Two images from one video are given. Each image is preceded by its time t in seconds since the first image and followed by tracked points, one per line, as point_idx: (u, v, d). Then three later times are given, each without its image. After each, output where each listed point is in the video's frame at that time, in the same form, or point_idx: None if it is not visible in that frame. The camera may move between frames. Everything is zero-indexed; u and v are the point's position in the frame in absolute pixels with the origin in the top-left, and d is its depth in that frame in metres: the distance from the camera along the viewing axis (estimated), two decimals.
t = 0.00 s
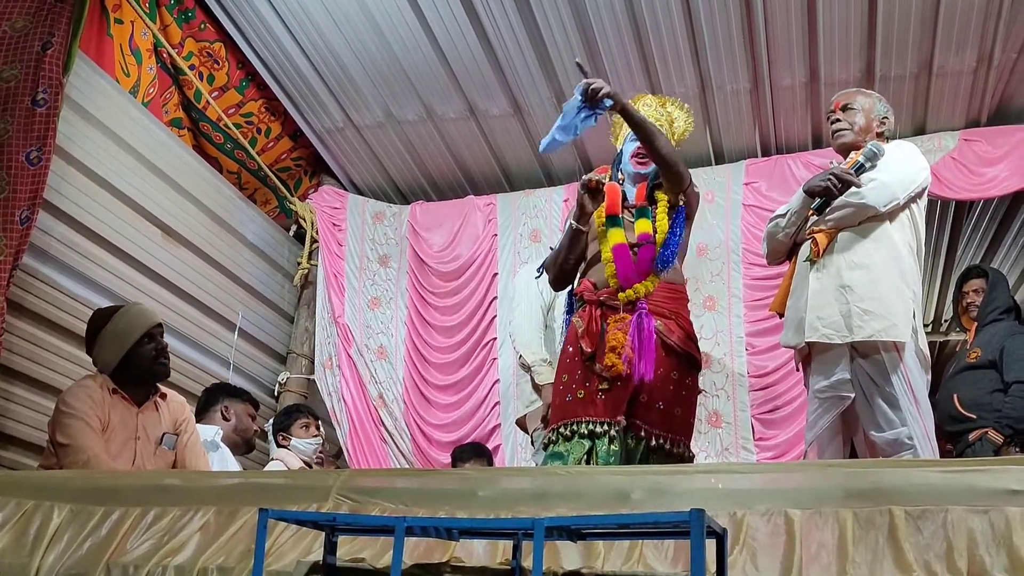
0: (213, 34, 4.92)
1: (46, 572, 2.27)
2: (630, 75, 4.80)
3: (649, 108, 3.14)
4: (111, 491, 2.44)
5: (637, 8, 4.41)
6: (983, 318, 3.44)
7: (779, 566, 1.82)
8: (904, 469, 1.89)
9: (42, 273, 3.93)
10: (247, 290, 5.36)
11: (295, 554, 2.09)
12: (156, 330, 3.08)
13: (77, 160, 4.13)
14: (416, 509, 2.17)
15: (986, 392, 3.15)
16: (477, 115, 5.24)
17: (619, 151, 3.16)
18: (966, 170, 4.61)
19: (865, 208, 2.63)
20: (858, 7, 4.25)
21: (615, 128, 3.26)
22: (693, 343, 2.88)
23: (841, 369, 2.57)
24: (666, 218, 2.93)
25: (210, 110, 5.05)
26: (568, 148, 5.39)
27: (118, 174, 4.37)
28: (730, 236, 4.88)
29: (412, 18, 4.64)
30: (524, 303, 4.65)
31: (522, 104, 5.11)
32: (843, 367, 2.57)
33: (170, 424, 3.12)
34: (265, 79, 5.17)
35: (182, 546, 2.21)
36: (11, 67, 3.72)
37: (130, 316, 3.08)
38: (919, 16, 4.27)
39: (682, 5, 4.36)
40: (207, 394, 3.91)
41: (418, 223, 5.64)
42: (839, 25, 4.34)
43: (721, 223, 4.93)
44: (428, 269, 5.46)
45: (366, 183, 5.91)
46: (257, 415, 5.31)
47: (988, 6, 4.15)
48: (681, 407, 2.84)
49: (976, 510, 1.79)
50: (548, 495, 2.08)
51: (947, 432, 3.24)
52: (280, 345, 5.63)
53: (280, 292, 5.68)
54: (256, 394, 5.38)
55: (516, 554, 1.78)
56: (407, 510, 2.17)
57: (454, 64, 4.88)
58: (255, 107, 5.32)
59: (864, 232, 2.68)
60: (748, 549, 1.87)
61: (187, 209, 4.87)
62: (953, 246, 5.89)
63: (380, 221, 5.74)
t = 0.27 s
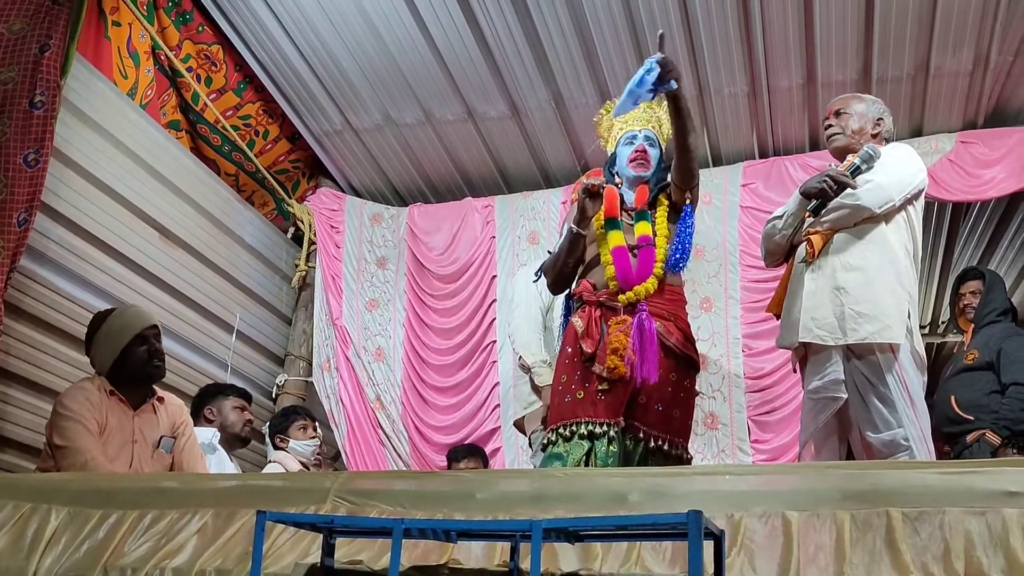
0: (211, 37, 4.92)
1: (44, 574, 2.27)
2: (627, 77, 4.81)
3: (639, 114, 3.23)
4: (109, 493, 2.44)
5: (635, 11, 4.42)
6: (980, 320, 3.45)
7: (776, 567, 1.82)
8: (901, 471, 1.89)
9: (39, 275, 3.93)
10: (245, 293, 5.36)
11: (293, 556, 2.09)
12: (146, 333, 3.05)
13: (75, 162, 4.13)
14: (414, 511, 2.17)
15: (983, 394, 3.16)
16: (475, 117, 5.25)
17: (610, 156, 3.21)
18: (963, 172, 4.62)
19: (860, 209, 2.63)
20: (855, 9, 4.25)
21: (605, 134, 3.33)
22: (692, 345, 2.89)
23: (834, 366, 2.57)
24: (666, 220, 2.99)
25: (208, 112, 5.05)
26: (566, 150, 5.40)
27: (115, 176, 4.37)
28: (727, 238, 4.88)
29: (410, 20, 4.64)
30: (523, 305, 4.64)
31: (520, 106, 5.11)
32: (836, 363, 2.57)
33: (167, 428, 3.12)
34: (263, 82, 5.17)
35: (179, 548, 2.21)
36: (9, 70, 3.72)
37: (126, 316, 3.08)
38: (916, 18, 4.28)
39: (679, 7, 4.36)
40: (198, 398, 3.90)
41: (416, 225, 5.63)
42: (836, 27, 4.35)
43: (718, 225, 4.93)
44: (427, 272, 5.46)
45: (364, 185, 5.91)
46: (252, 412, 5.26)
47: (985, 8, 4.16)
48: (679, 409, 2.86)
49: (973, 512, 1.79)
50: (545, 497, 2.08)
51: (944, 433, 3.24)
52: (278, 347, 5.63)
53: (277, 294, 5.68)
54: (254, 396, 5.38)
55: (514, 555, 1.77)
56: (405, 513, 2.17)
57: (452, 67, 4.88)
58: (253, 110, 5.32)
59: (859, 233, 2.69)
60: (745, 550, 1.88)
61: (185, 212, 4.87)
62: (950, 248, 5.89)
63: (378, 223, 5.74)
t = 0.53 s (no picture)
0: (209, 38, 4.92)
1: None
2: (625, 78, 4.81)
3: (633, 115, 3.27)
4: (107, 495, 2.44)
5: (632, 12, 4.42)
6: (978, 321, 3.45)
7: (774, 568, 1.82)
8: (900, 471, 1.89)
9: (37, 277, 3.93)
10: (243, 294, 5.35)
11: (291, 557, 2.09)
12: (129, 335, 3.05)
13: (73, 164, 4.13)
14: (412, 512, 2.16)
15: (982, 394, 3.16)
16: (473, 119, 5.25)
17: (606, 157, 3.22)
18: (960, 173, 4.62)
19: (860, 211, 2.64)
20: (853, 10, 4.25)
21: (599, 132, 3.32)
22: (691, 346, 2.90)
23: (834, 367, 2.58)
24: (665, 224, 2.99)
25: (206, 114, 5.05)
26: (564, 152, 5.40)
27: (114, 178, 4.37)
28: (725, 238, 4.88)
29: (408, 21, 4.64)
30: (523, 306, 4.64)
31: (518, 107, 5.11)
32: (837, 364, 2.58)
33: (165, 429, 3.08)
34: (262, 83, 5.17)
35: (178, 550, 2.21)
36: (7, 71, 3.72)
37: (115, 320, 3.09)
38: (914, 18, 4.28)
39: (677, 7, 4.36)
40: (190, 398, 3.90)
41: (414, 226, 5.63)
42: (834, 28, 4.35)
43: (717, 226, 4.93)
44: (426, 273, 5.46)
45: (362, 186, 5.91)
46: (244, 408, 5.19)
47: (982, 8, 4.16)
48: (680, 411, 2.86)
49: (972, 512, 1.79)
50: (544, 498, 2.08)
51: (942, 434, 3.24)
52: (277, 349, 5.62)
53: (276, 296, 5.67)
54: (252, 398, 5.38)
55: (512, 557, 1.76)
56: (404, 514, 2.17)
57: (450, 68, 4.88)
58: (251, 111, 5.32)
59: (859, 235, 2.69)
60: (744, 551, 1.87)
61: (183, 213, 4.86)
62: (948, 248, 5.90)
63: (376, 225, 5.73)
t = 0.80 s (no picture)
0: (207, 38, 4.91)
1: None
2: (623, 78, 4.81)
3: (632, 115, 3.27)
4: (106, 496, 2.43)
5: (630, 11, 4.42)
6: (978, 320, 3.45)
7: (773, 567, 1.82)
8: (899, 470, 1.89)
9: (36, 277, 3.92)
10: (242, 295, 5.35)
11: (289, 558, 2.09)
12: (128, 336, 3.05)
13: (71, 164, 4.13)
14: (412, 512, 2.16)
15: (981, 394, 3.16)
16: (472, 119, 5.25)
17: (604, 155, 3.22)
18: (959, 173, 4.62)
19: (862, 212, 2.64)
20: (851, 9, 4.26)
21: (595, 131, 3.30)
22: (689, 347, 2.90)
23: (835, 367, 2.58)
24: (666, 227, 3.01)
25: (204, 114, 5.05)
26: (562, 152, 5.40)
27: (112, 178, 4.37)
28: (723, 238, 4.88)
29: (406, 21, 4.64)
30: (521, 308, 4.68)
31: (516, 108, 5.11)
32: (838, 365, 2.58)
33: (165, 430, 3.08)
34: (260, 84, 5.17)
35: (176, 550, 2.21)
36: (6, 72, 3.72)
37: (111, 321, 3.09)
38: (912, 18, 4.28)
39: (675, 7, 4.36)
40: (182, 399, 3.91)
41: (413, 226, 5.63)
42: (832, 27, 4.36)
43: (715, 227, 4.93)
44: (425, 274, 5.46)
45: (361, 186, 5.91)
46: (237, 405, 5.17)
47: (980, 8, 4.16)
48: (679, 411, 2.86)
49: (970, 511, 1.80)
50: (542, 498, 2.08)
51: (941, 434, 3.25)
52: (276, 350, 5.62)
53: (274, 296, 5.67)
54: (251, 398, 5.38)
55: (511, 558, 1.77)
56: (402, 514, 2.17)
57: (448, 68, 4.88)
58: (249, 112, 5.32)
59: (860, 236, 2.69)
60: (743, 550, 1.88)
61: (181, 214, 4.86)
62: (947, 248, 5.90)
63: (375, 225, 5.73)
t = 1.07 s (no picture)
0: (206, 38, 4.91)
1: None
2: (622, 77, 4.81)
3: (632, 115, 3.27)
4: (104, 495, 2.43)
5: (629, 10, 4.42)
6: (978, 319, 3.44)
7: (773, 566, 1.82)
8: (898, 469, 1.89)
9: (34, 277, 3.92)
10: (241, 294, 5.35)
11: (288, 558, 2.09)
12: (144, 338, 3.05)
13: (70, 164, 4.12)
14: (411, 512, 2.16)
15: (981, 393, 3.16)
16: (471, 118, 5.25)
17: (603, 155, 3.21)
18: (958, 172, 4.62)
19: (862, 212, 2.63)
20: (850, 9, 4.26)
21: (594, 129, 3.29)
22: (687, 347, 2.91)
23: (836, 367, 2.58)
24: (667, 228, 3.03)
25: (203, 114, 5.05)
26: (561, 152, 5.39)
27: (111, 178, 4.36)
28: (722, 237, 4.88)
29: (404, 21, 4.63)
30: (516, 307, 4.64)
31: (515, 107, 5.11)
32: (838, 364, 2.58)
33: (164, 430, 3.09)
34: (259, 84, 5.17)
35: (176, 550, 2.21)
36: (5, 72, 3.72)
37: (121, 320, 3.07)
38: (911, 17, 4.28)
39: (674, 7, 4.36)
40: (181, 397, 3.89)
41: (411, 226, 5.63)
42: (831, 26, 4.36)
43: (714, 226, 4.92)
44: (423, 274, 5.46)
45: (360, 186, 5.90)
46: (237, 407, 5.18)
47: (979, 7, 4.17)
48: (678, 411, 2.87)
49: (970, 509, 1.80)
50: (542, 497, 2.08)
51: (941, 433, 3.25)
52: (274, 349, 5.62)
53: (273, 296, 5.67)
54: (250, 398, 5.38)
55: (511, 557, 1.77)
56: (401, 513, 2.17)
57: (447, 68, 4.89)
58: (248, 111, 5.32)
59: (861, 235, 2.69)
60: (743, 549, 1.88)
61: (180, 214, 4.86)
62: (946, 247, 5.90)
63: (374, 225, 5.72)
